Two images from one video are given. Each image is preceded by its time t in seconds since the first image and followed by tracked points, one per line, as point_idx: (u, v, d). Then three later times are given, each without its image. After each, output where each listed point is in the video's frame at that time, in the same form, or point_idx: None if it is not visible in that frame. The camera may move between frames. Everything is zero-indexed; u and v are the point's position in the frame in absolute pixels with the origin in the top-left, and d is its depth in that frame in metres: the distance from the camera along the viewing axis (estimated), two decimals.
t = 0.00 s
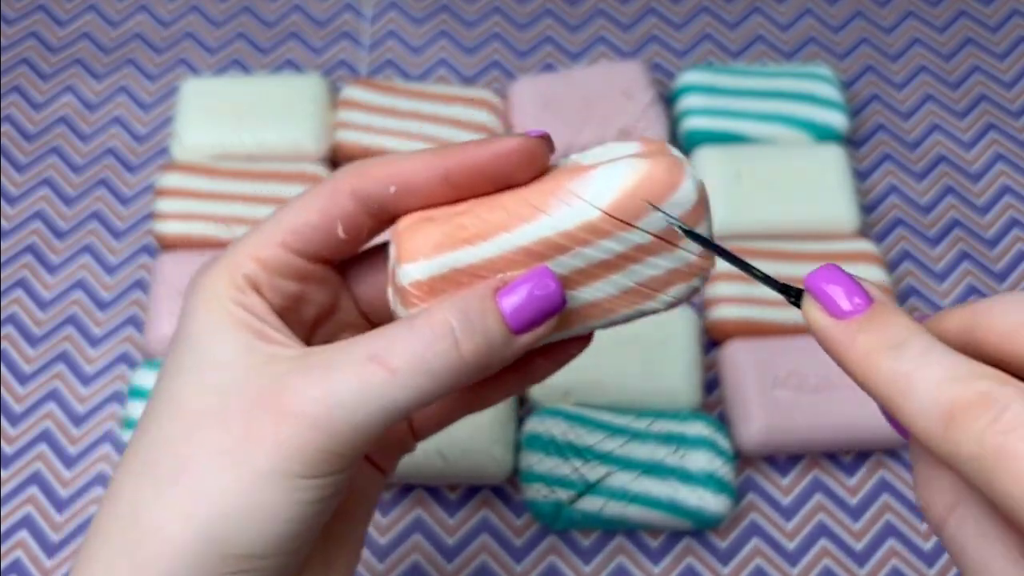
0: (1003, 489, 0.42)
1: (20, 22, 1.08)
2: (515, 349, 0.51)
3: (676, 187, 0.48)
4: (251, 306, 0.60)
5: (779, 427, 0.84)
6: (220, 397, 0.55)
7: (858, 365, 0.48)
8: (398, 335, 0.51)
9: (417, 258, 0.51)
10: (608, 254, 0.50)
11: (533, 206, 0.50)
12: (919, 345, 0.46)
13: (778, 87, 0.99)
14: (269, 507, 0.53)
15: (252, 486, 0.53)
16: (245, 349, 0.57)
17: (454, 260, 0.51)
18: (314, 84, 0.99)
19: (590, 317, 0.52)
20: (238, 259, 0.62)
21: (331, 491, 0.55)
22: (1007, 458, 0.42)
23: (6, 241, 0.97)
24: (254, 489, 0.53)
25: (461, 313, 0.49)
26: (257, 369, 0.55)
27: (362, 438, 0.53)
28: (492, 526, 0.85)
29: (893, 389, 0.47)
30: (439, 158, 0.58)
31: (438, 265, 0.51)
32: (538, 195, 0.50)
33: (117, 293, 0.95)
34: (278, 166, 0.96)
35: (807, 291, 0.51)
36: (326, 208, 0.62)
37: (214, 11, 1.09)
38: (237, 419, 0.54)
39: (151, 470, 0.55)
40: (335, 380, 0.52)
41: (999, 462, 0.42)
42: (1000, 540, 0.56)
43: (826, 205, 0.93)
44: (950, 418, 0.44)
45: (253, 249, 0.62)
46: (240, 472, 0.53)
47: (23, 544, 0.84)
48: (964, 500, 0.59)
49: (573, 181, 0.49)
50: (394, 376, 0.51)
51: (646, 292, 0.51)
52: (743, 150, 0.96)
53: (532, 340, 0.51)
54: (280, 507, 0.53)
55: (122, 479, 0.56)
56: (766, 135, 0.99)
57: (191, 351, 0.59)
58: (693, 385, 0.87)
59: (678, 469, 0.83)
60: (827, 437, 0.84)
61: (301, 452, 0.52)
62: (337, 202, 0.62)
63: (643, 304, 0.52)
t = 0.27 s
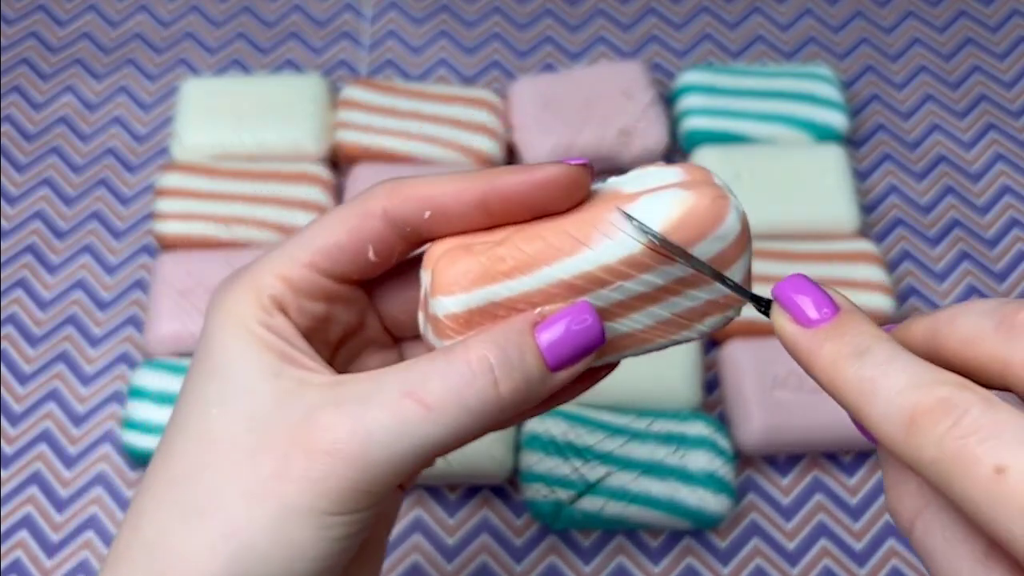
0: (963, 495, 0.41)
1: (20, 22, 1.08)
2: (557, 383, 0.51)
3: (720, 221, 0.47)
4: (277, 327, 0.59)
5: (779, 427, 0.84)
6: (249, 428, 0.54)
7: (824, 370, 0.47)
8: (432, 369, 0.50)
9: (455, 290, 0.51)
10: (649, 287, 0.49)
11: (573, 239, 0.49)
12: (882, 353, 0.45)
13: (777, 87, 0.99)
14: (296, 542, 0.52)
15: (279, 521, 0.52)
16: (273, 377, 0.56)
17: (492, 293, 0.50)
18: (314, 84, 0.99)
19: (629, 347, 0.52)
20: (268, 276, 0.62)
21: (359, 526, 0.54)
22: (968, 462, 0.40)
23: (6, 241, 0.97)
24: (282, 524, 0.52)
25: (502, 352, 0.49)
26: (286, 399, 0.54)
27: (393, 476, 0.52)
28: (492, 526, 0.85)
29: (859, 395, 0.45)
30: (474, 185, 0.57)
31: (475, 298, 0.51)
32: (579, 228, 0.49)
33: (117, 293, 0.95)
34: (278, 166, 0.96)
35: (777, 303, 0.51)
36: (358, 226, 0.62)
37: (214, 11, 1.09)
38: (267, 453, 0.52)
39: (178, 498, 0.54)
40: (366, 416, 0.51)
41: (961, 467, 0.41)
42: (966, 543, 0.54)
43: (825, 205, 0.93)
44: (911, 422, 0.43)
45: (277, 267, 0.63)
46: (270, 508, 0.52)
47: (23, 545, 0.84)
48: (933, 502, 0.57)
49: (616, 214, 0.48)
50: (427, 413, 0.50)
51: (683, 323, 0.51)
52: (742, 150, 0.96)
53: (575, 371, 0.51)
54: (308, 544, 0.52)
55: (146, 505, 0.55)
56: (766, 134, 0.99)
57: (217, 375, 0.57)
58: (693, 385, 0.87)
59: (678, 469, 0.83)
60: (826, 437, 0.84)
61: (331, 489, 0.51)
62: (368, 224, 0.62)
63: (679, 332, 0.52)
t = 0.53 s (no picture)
0: (993, 494, 0.42)
1: (20, 22, 1.08)
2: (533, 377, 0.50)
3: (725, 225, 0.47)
4: (277, 317, 0.59)
5: (779, 427, 0.84)
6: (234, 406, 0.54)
7: (851, 376, 0.46)
8: (408, 350, 0.50)
9: (444, 275, 0.51)
10: (643, 286, 0.48)
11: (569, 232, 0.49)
12: (913, 356, 0.45)
13: (777, 87, 0.99)
14: (271, 519, 0.52)
15: (255, 497, 0.51)
16: (264, 359, 0.56)
17: (481, 280, 0.50)
18: (314, 84, 0.99)
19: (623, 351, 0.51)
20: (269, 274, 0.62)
21: (339, 508, 0.54)
22: (999, 461, 0.42)
23: (6, 241, 0.97)
24: (258, 500, 0.51)
25: (483, 336, 0.48)
26: (273, 379, 0.54)
27: (371, 454, 0.52)
28: (492, 526, 0.85)
29: (888, 399, 0.45)
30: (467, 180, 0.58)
31: (464, 283, 0.50)
32: (576, 222, 0.49)
33: (117, 293, 0.95)
34: (278, 166, 0.96)
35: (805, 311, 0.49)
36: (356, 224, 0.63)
37: (214, 11, 1.09)
38: (248, 429, 0.53)
39: (165, 474, 0.55)
40: (344, 392, 0.51)
41: (995, 467, 0.42)
42: (997, 547, 0.53)
43: (825, 205, 0.93)
44: (942, 424, 0.43)
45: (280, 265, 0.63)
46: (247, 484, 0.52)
47: (23, 544, 0.84)
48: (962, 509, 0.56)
49: (616, 211, 0.48)
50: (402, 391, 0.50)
51: (680, 329, 0.50)
52: (742, 150, 0.96)
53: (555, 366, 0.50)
54: (284, 522, 0.52)
55: (137, 482, 0.56)
56: (766, 134, 0.99)
57: (213, 358, 0.58)
58: (693, 384, 0.87)
59: (678, 468, 0.83)
60: (826, 437, 0.84)
61: (307, 465, 0.51)
62: (367, 221, 0.63)
63: (677, 340, 0.51)
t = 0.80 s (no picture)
0: None
1: (20, 22, 1.08)
2: (489, 348, 0.50)
3: (696, 200, 0.47)
4: (263, 305, 0.61)
5: (779, 427, 0.84)
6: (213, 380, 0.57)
7: (883, 376, 0.47)
8: (369, 318, 0.51)
9: (415, 245, 0.53)
10: (609, 259, 0.49)
11: (536, 203, 0.50)
12: (946, 355, 0.46)
13: (777, 87, 0.99)
14: (232, 483, 0.52)
15: (218, 461, 0.53)
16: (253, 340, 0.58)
17: (450, 249, 0.52)
18: (314, 84, 0.99)
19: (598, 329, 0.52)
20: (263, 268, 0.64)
21: (305, 478, 0.54)
22: None
23: (6, 241, 0.97)
24: (220, 464, 0.53)
25: (439, 300, 0.49)
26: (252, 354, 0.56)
27: (331, 420, 0.52)
28: (492, 526, 0.85)
29: (920, 400, 0.46)
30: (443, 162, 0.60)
31: (433, 252, 0.53)
32: (543, 195, 0.50)
33: (117, 293, 0.95)
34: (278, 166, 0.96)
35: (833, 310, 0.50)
36: (342, 215, 0.64)
37: (214, 11, 1.09)
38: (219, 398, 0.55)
39: (151, 444, 0.57)
40: (305, 359, 0.52)
41: None
42: None
43: (825, 205, 0.93)
44: (979, 422, 0.44)
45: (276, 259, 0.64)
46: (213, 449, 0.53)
47: (23, 545, 0.84)
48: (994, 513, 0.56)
49: (586, 185, 0.49)
50: (357, 355, 0.50)
51: (655, 309, 0.50)
52: (742, 150, 0.96)
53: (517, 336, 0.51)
54: (246, 487, 0.52)
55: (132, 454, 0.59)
56: (766, 134, 0.99)
57: (209, 339, 0.61)
58: (693, 385, 0.87)
59: (678, 469, 0.83)
60: (826, 437, 0.84)
61: (267, 431, 0.52)
62: (353, 212, 0.64)
63: (653, 321, 0.51)
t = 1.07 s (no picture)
0: None
1: (20, 22, 1.08)
2: (445, 297, 0.50)
3: (625, 138, 0.50)
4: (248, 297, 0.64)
5: (779, 427, 0.84)
6: (191, 360, 0.58)
7: (948, 377, 0.48)
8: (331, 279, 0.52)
9: (367, 203, 0.55)
10: (548, 202, 0.50)
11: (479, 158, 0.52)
12: (1014, 356, 0.47)
13: (777, 87, 0.99)
14: (207, 453, 0.53)
15: (193, 432, 0.53)
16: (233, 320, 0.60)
17: (402, 205, 0.54)
18: (314, 84, 0.99)
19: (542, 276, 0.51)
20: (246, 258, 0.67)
21: (281, 445, 0.54)
22: None
23: (6, 241, 0.97)
24: (195, 435, 0.53)
25: (393, 253, 0.50)
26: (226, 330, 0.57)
27: (303, 386, 0.52)
28: (492, 526, 0.85)
29: (995, 404, 0.47)
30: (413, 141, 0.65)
31: (384, 209, 0.55)
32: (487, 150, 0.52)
33: (117, 293, 0.95)
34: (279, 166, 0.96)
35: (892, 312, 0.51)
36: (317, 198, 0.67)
37: (214, 11, 1.09)
38: (194, 374, 0.55)
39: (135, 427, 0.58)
40: (273, 324, 0.52)
41: None
42: None
43: (826, 205, 0.93)
44: None
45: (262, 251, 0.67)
46: (187, 422, 0.53)
47: (23, 545, 0.84)
48: None
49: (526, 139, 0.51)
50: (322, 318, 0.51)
51: (596, 253, 0.51)
52: (742, 150, 0.96)
53: (467, 287, 0.51)
54: (220, 457, 0.53)
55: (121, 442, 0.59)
56: (766, 135, 0.99)
57: (197, 329, 0.62)
58: (694, 384, 0.87)
59: (678, 469, 0.83)
60: (826, 437, 0.84)
61: (240, 398, 0.52)
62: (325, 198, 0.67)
63: (594, 267, 0.51)
